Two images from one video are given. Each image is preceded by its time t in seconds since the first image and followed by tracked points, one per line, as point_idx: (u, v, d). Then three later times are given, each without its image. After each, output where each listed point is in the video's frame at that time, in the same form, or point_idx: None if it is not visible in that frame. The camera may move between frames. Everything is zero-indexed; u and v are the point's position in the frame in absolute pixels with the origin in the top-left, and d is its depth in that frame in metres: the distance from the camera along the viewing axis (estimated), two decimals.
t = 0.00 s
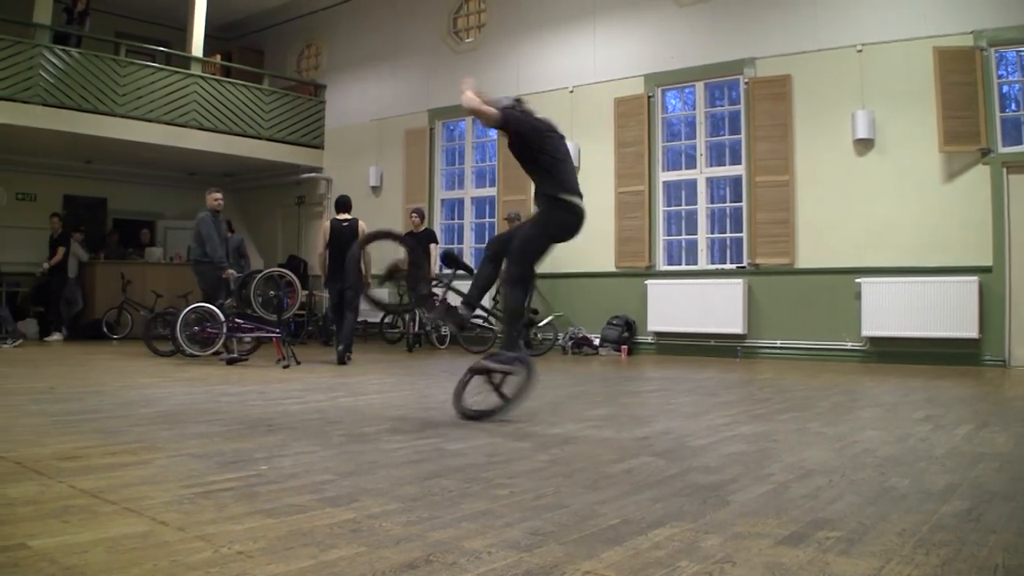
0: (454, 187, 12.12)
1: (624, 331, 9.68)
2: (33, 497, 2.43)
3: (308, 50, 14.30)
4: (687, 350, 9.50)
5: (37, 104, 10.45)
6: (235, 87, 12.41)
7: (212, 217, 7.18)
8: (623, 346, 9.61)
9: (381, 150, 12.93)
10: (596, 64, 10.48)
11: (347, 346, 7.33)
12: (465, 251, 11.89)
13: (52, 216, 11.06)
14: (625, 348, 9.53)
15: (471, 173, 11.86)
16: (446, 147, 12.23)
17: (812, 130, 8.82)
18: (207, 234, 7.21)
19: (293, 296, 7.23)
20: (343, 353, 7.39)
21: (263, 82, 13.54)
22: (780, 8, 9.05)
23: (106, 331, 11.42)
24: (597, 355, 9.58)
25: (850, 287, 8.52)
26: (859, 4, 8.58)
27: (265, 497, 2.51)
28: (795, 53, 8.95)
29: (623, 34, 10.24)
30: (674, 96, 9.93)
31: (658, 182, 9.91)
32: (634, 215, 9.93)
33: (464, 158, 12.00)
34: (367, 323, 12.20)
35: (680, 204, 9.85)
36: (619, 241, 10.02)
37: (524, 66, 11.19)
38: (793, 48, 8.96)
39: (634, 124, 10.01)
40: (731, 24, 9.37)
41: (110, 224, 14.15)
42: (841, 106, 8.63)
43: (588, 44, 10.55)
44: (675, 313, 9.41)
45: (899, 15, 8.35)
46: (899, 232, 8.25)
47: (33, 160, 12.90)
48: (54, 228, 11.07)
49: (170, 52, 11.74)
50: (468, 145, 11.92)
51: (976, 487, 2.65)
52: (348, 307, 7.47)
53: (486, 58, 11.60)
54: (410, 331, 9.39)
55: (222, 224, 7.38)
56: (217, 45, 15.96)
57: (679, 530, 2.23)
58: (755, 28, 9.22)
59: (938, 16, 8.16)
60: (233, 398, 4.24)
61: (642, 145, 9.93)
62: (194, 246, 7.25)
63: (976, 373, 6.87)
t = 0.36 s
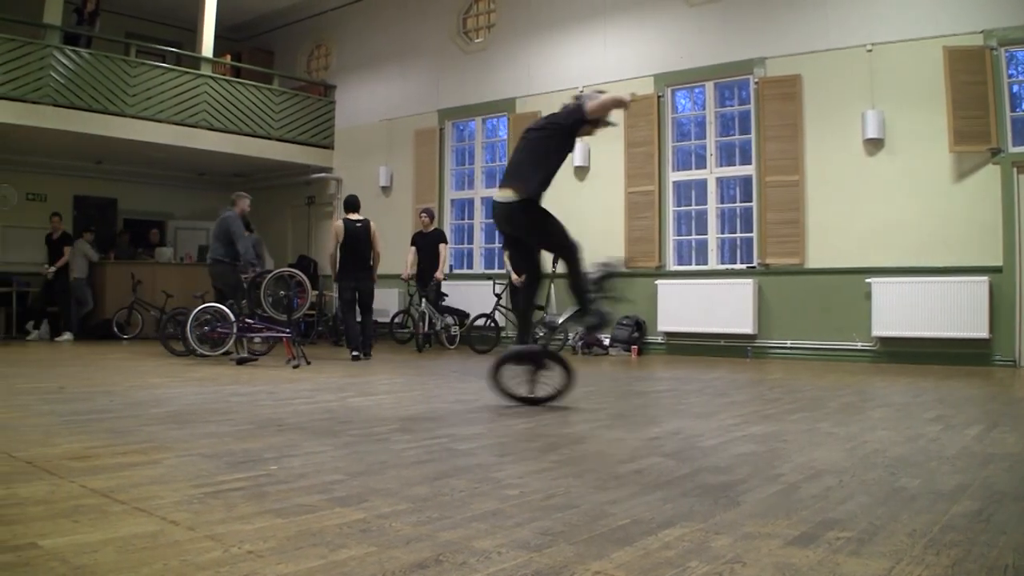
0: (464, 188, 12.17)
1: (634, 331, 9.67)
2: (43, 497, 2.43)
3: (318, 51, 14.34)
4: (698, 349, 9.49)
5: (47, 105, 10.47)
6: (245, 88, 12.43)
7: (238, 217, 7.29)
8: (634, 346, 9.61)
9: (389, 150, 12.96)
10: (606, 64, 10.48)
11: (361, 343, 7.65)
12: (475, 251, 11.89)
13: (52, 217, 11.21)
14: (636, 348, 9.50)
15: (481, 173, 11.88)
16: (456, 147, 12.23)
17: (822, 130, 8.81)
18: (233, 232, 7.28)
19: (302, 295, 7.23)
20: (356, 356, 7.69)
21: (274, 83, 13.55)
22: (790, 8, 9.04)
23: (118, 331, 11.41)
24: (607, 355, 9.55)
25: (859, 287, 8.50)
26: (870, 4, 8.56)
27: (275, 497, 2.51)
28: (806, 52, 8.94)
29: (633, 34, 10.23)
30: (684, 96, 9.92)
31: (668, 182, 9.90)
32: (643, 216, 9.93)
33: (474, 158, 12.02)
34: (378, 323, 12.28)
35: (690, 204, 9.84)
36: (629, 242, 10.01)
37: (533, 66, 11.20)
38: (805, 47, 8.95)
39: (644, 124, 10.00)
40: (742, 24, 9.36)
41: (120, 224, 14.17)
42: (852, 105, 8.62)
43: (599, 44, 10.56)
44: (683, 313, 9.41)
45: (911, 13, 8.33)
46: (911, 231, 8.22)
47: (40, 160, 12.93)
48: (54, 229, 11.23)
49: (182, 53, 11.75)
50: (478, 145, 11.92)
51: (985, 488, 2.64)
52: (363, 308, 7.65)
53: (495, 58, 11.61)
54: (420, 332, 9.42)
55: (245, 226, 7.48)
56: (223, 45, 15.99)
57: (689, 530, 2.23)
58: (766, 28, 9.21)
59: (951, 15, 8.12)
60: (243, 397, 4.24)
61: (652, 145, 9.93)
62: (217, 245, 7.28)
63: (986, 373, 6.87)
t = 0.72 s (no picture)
0: (470, 188, 12.13)
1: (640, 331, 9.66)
2: (49, 497, 2.44)
3: (324, 52, 14.35)
4: (704, 349, 9.49)
5: (53, 105, 10.48)
6: (252, 88, 12.45)
7: (255, 220, 7.48)
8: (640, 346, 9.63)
9: (394, 151, 12.96)
10: (612, 64, 10.47)
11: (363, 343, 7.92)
12: (481, 251, 11.90)
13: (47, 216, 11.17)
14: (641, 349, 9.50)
15: (487, 173, 11.86)
16: (462, 148, 12.20)
17: (827, 130, 8.81)
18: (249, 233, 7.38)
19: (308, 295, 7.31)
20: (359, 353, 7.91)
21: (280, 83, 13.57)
22: (797, 8, 9.03)
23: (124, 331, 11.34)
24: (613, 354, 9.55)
25: (866, 287, 8.50)
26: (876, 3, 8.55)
27: (281, 497, 2.51)
28: (814, 51, 8.92)
29: (639, 34, 10.23)
30: (689, 95, 9.90)
31: (674, 182, 9.88)
32: (649, 216, 9.93)
33: (480, 158, 11.98)
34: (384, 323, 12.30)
35: (696, 203, 9.81)
36: (635, 242, 10.02)
37: (539, 66, 11.20)
38: (812, 47, 8.94)
39: (650, 124, 10.00)
40: (749, 25, 9.36)
41: (126, 225, 14.19)
42: (859, 105, 8.60)
43: (604, 44, 10.55)
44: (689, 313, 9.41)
45: (916, 13, 8.31)
46: (919, 232, 8.20)
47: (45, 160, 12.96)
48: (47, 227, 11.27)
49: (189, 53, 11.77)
50: (484, 144, 11.91)
51: (992, 488, 2.64)
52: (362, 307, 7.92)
53: (501, 59, 11.62)
54: (427, 332, 9.39)
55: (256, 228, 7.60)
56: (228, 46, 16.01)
57: (695, 531, 2.22)
58: (773, 28, 9.20)
59: (956, 15, 8.10)
60: (250, 397, 4.25)
61: (657, 145, 9.93)
62: (231, 245, 7.25)
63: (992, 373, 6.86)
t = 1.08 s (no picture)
0: (472, 188, 12.13)
1: (642, 331, 9.65)
2: (52, 497, 2.44)
3: (326, 52, 14.35)
4: (706, 349, 9.48)
5: (55, 105, 10.49)
6: (254, 88, 12.45)
7: (258, 220, 7.44)
8: (642, 346, 9.62)
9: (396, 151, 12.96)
10: (614, 64, 10.47)
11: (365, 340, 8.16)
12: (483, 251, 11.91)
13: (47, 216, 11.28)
14: (643, 348, 9.50)
15: (489, 173, 11.85)
16: (464, 148, 12.20)
17: (830, 130, 8.80)
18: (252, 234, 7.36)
19: (310, 295, 7.50)
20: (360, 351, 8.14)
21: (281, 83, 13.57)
22: (800, 8, 9.02)
23: (126, 331, 11.34)
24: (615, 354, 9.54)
25: (869, 287, 8.49)
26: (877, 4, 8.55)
27: (284, 497, 2.51)
28: (817, 51, 8.90)
29: (642, 34, 10.22)
30: (692, 95, 9.89)
31: (677, 182, 9.89)
32: (651, 216, 9.94)
33: (482, 158, 11.97)
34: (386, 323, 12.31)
35: (698, 203, 9.81)
36: (638, 241, 10.02)
37: (541, 66, 11.20)
38: (814, 47, 8.93)
39: (652, 124, 9.99)
40: (752, 25, 9.36)
41: (128, 225, 14.20)
42: (861, 105, 8.60)
43: (606, 44, 10.55)
44: (692, 313, 9.40)
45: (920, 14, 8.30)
46: (921, 232, 8.20)
47: (47, 160, 12.96)
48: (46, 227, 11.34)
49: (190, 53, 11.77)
50: (486, 144, 11.89)
51: (994, 488, 2.64)
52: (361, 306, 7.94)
53: (503, 59, 11.62)
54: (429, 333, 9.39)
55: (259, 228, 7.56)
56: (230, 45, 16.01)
57: (698, 531, 2.22)
58: (774, 28, 9.20)
59: (958, 15, 8.10)
60: (252, 397, 4.25)
61: (660, 145, 9.93)
62: (235, 244, 7.21)
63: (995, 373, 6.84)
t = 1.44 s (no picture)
0: (472, 188, 12.14)
1: (643, 331, 9.66)
2: (52, 497, 2.44)
3: (327, 52, 14.35)
4: (707, 349, 9.48)
5: (56, 105, 10.49)
6: (255, 88, 12.45)
7: (260, 220, 7.43)
8: (643, 346, 9.59)
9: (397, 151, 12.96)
10: (615, 64, 10.47)
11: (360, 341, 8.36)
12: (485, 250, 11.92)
13: (52, 216, 11.27)
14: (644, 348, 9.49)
15: (490, 173, 11.85)
16: (465, 148, 12.20)
17: (832, 130, 8.80)
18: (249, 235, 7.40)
19: (310, 296, 7.46)
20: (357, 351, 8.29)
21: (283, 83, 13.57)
22: (800, 7, 9.02)
23: (127, 331, 11.34)
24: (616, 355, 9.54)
25: (870, 287, 8.48)
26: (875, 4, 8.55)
27: (284, 497, 2.51)
28: (818, 51, 8.90)
29: (642, 34, 10.22)
30: (693, 95, 9.89)
31: (677, 182, 9.88)
32: (652, 215, 9.94)
33: (483, 158, 11.97)
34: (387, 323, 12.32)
35: (699, 203, 9.80)
36: (639, 241, 10.02)
37: (542, 66, 11.20)
38: (814, 46, 8.93)
39: (653, 124, 9.99)
40: (752, 24, 9.35)
41: (130, 225, 14.20)
42: (862, 106, 8.60)
43: (607, 44, 10.55)
44: (693, 313, 9.40)
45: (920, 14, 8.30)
46: (921, 232, 8.19)
47: (47, 160, 12.96)
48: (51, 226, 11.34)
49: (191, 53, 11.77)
50: (487, 144, 11.88)
51: (995, 488, 2.64)
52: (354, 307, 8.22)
53: (504, 59, 11.62)
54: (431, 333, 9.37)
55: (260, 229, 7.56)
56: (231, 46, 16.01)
57: (699, 531, 2.22)
58: (774, 29, 9.20)
59: (956, 16, 8.11)
60: (252, 397, 4.25)
61: (660, 145, 9.93)
62: (235, 245, 7.24)
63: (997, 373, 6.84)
